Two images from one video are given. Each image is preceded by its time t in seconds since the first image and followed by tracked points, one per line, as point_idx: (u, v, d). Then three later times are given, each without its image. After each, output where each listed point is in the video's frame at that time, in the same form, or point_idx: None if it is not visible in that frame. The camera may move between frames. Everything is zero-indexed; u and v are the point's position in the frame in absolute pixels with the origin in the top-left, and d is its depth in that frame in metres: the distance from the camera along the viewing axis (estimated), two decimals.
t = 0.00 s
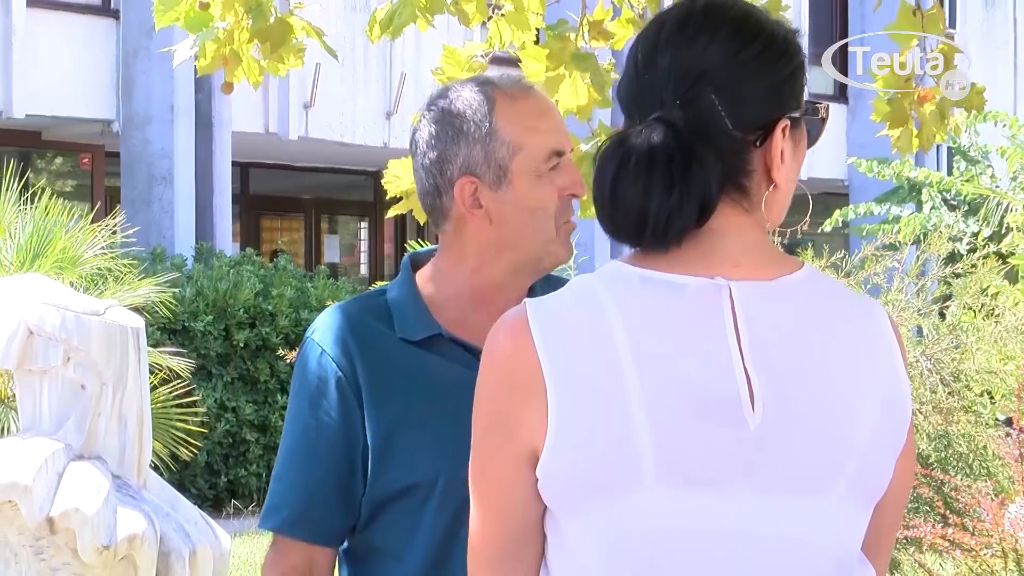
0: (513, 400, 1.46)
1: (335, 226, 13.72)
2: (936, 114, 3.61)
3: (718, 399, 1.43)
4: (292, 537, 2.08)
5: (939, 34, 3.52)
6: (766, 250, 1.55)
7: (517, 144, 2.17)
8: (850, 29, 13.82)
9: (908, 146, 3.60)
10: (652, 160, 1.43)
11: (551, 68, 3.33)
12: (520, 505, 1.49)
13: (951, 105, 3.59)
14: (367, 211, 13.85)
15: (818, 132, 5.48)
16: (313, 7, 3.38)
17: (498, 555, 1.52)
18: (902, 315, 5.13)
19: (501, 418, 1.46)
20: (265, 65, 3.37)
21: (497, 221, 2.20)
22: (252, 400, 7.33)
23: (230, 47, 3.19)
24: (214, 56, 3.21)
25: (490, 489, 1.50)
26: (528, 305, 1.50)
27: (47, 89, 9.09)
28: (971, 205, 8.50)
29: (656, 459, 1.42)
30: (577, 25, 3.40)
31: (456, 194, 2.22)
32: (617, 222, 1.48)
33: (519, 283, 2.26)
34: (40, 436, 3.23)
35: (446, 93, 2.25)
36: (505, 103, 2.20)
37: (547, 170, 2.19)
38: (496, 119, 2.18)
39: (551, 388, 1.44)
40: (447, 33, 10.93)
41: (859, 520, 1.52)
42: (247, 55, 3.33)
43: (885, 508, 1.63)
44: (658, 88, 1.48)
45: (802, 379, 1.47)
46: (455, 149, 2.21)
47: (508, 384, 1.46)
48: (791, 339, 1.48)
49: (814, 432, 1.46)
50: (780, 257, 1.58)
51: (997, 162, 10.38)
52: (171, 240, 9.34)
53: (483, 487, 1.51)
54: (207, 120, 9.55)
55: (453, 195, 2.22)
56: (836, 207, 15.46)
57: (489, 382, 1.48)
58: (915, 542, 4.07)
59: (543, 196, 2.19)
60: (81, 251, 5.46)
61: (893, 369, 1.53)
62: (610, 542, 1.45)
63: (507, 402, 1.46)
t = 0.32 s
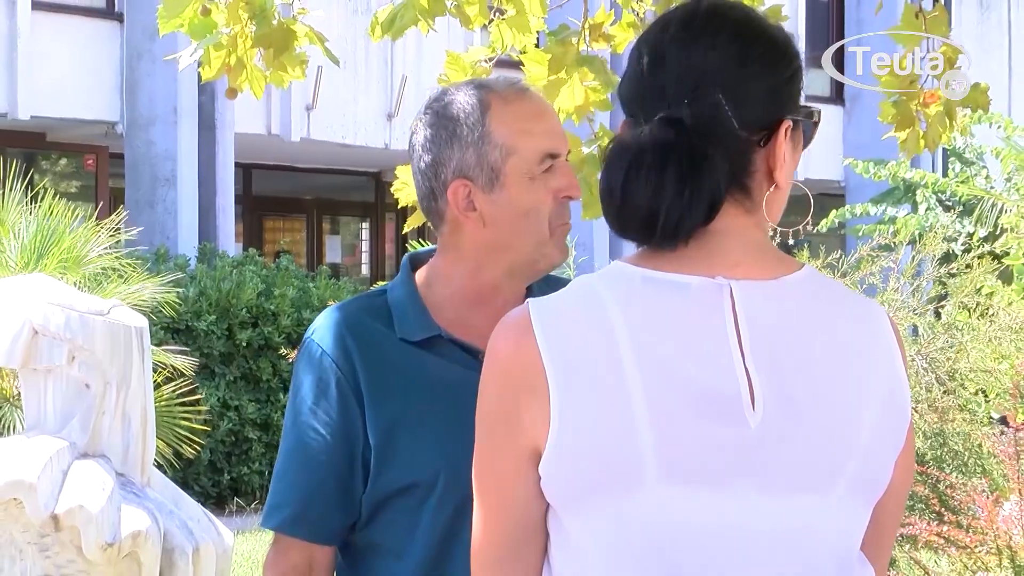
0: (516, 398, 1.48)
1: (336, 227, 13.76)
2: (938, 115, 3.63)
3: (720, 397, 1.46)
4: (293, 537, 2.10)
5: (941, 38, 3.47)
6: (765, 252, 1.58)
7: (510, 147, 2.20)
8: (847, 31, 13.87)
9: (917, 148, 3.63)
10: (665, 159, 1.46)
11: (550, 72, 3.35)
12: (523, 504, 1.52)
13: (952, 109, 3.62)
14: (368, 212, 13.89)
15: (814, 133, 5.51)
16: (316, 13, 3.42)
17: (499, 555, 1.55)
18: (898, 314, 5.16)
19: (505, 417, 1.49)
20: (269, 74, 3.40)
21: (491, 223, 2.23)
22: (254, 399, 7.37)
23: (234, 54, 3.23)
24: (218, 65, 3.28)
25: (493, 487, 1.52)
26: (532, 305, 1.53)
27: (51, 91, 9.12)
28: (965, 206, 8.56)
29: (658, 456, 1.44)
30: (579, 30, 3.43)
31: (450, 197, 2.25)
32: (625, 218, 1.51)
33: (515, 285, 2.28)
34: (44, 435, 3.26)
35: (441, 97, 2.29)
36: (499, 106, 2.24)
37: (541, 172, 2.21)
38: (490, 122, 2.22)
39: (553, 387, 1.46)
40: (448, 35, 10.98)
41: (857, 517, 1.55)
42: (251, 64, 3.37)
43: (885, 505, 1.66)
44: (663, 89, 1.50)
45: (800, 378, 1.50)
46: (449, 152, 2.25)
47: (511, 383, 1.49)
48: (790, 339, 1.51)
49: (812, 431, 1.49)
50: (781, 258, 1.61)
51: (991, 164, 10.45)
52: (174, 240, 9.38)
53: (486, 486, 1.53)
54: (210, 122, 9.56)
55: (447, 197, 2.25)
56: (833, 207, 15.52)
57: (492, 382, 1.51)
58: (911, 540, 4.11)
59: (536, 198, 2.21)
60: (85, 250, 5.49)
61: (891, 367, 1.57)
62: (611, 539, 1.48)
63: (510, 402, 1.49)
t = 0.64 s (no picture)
0: (521, 399, 1.50)
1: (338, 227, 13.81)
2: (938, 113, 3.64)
3: (723, 397, 1.48)
4: (291, 536, 2.12)
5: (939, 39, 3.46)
6: (768, 253, 1.60)
7: (478, 150, 2.24)
8: (844, 34, 13.91)
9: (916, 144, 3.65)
10: (743, 156, 1.45)
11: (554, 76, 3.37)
12: (525, 502, 1.54)
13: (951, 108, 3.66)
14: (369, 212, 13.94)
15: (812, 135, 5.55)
16: (325, 19, 3.46)
17: (499, 553, 1.57)
18: (893, 315, 5.21)
19: (508, 417, 1.51)
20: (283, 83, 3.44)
21: (464, 224, 2.28)
22: (257, 398, 7.42)
23: (248, 63, 3.31)
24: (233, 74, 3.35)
25: (496, 487, 1.55)
26: (536, 306, 1.54)
27: (55, 94, 9.15)
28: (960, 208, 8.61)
29: (661, 456, 1.46)
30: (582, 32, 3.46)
31: (424, 199, 2.31)
32: (698, 217, 1.49)
33: (496, 285, 2.32)
34: (49, 434, 3.30)
35: (423, 100, 2.34)
36: (473, 108, 2.27)
37: (512, 173, 2.25)
38: (459, 125, 2.26)
39: (558, 389, 1.48)
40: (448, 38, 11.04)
41: (854, 516, 1.58)
42: (264, 72, 3.40)
43: (879, 507, 1.68)
44: (710, 85, 1.49)
45: (798, 379, 1.52)
46: (421, 155, 2.31)
47: (516, 384, 1.50)
48: (788, 340, 1.53)
49: (811, 431, 1.52)
50: (782, 261, 1.63)
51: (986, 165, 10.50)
52: (178, 240, 9.42)
53: (489, 484, 1.55)
54: (213, 123, 9.66)
55: (421, 199, 2.32)
56: (829, 207, 15.59)
57: (497, 382, 1.53)
58: (906, 537, 4.18)
59: (506, 198, 2.24)
60: (90, 251, 5.51)
61: (883, 369, 1.60)
62: (615, 538, 1.50)
63: (514, 404, 1.50)
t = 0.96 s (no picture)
0: (523, 402, 1.52)
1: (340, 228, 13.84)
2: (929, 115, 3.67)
3: (724, 399, 1.50)
4: (290, 536, 2.16)
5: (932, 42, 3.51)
6: (761, 253, 1.63)
7: (463, 153, 2.27)
8: (839, 36, 13.99)
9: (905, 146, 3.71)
10: (743, 154, 1.49)
11: (552, 76, 3.41)
12: (526, 504, 1.56)
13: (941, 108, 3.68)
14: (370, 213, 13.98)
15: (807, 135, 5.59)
16: (330, 20, 3.49)
17: (503, 552, 1.59)
18: (888, 315, 5.26)
19: (510, 420, 1.52)
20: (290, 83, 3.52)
21: (452, 227, 2.32)
22: (259, 396, 7.44)
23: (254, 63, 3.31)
24: (240, 74, 3.36)
25: (495, 488, 1.57)
26: (536, 308, 1.56)
27: (60, 96, 9.19)
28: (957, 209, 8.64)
29: (664, 457, 1.49)
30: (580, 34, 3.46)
31: (416, 201, 2.35)
32: (697, 216, 1.52)
33: (489, 288, 2.35)
34: (55, 432, 3.34)
35: (416, 100, 2.36)
36: (461, 110, 2.30)
37: (499, 175, 2.28)
38: (445, 128, 2.29)
39: (561, 392, 1.50)
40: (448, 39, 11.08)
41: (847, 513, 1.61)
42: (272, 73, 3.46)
43: (869, 504, 1.72)
44: (705, 84, 1.52)
45: (795, 379, 1.55)
46: (410, 158, 2.35)
47: (516, 387, 1.52)
48: (783, 341, 1.56)
49: (809, 431, 1.55)
50: (777, 260, 1.66)
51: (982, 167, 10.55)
52: (181, 241, 9.45)
53: (486, 485, 1.58)
54: (217, 125, 9.70)
55: (413, 200, 2.35)
56: (826, 209, 15.64)
57: (497, 386, 1.54)
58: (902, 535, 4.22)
59: (493, 200, 2.27)
60: (95, 249, 5.57)
61: (874, 368, 1.63)
62: (618, 538, 1.52)
63: (516, 407, 1.52)
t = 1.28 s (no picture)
0: (525, 401, 1.55)
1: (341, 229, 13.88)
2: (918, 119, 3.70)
3: (723, 398, 1.54)
4: (287, 531, 2.20)
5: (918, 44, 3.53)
6: (758, 252, 1.67)
7: (467, 153, 2.31)
8: (836, 38, 14.06)
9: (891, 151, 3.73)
10: (742, 154, 1.52)
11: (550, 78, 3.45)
12: (527, 502, 1.59)
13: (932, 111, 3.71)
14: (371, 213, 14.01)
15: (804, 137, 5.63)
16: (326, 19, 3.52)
17: (503, 551, 1.62)
18: (885, 315, 5.29)
19: (511, 419, 1.56)
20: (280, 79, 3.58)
21: (454, 227, 2.35)
22: (262, 395, 7.48)
23: (245, 61, 3.37)
24: (233, 70, 3.42)
25: (495, 485, 1.60)
26: (536, 307, 1.59)
27: (63, 98, 9.22)
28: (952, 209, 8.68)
29: (665, 455, 1.52)
30: (576, 35, 3.49)
31: (418, 201, 2.38)
32: (698, 215, 1.56)
33: (491, 288, 2.39)
34: (59, 430, 3.36)
35: (417, 102, 2.39)
36: (462, 112, 2.33)
37: (502, 175, 2.31)
38: (448, 129, 2.32)
39: (562, 391, 1.53)
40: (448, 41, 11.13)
41: (842, 510, 1.64)
42: (263, 68, 3.51)
43: (862, 502, 1.75)
44: (703, 85, 1.55)
45: (791, 378, 1.58)
46: (412, 158, 2.38)
47: (517, 387, 1.56)
48: (779, 339, 1.59)
49: (805, 430, 1.58)
50: (774, 260, 1.70)
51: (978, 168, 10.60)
52: (185, 241, 9.49)
53: (486, 482, 1.61)
54: (219, 125, 9.74)
55: (415, 200, 2.39)
56: (824, 209, 15.69)
57: (498, 384, 1.57)
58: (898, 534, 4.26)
59: (495, 201, 2.31)
60: (98, 250, 5.60)
61: (867, 366, 1.66)
62: (619, 535, 1.55)
63: (517, 406, 1.55)
